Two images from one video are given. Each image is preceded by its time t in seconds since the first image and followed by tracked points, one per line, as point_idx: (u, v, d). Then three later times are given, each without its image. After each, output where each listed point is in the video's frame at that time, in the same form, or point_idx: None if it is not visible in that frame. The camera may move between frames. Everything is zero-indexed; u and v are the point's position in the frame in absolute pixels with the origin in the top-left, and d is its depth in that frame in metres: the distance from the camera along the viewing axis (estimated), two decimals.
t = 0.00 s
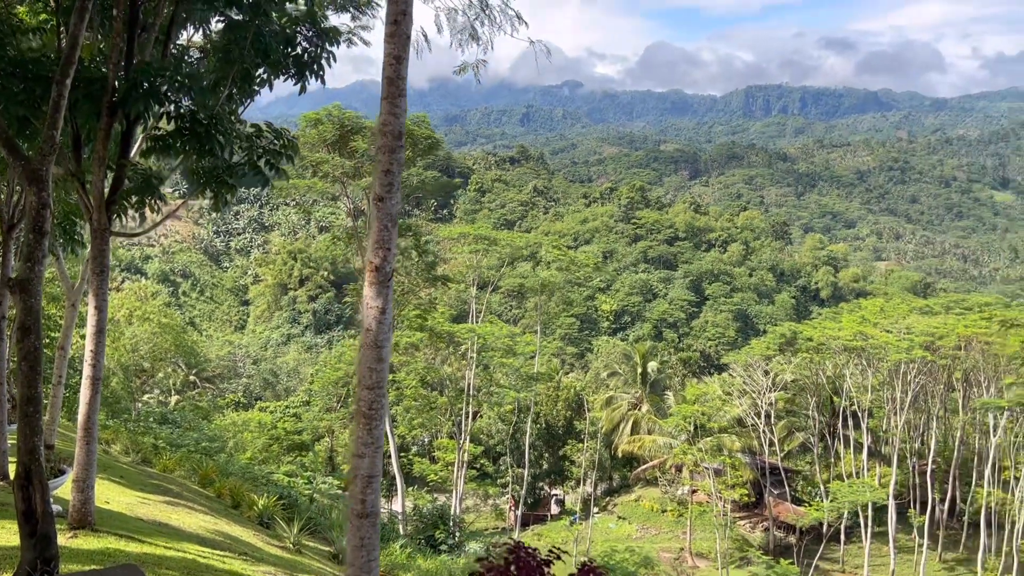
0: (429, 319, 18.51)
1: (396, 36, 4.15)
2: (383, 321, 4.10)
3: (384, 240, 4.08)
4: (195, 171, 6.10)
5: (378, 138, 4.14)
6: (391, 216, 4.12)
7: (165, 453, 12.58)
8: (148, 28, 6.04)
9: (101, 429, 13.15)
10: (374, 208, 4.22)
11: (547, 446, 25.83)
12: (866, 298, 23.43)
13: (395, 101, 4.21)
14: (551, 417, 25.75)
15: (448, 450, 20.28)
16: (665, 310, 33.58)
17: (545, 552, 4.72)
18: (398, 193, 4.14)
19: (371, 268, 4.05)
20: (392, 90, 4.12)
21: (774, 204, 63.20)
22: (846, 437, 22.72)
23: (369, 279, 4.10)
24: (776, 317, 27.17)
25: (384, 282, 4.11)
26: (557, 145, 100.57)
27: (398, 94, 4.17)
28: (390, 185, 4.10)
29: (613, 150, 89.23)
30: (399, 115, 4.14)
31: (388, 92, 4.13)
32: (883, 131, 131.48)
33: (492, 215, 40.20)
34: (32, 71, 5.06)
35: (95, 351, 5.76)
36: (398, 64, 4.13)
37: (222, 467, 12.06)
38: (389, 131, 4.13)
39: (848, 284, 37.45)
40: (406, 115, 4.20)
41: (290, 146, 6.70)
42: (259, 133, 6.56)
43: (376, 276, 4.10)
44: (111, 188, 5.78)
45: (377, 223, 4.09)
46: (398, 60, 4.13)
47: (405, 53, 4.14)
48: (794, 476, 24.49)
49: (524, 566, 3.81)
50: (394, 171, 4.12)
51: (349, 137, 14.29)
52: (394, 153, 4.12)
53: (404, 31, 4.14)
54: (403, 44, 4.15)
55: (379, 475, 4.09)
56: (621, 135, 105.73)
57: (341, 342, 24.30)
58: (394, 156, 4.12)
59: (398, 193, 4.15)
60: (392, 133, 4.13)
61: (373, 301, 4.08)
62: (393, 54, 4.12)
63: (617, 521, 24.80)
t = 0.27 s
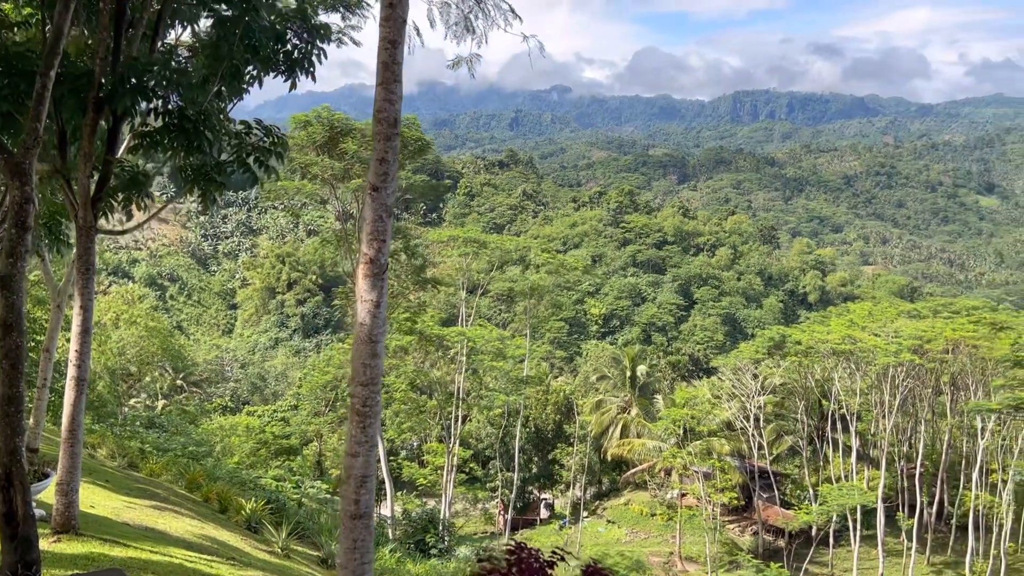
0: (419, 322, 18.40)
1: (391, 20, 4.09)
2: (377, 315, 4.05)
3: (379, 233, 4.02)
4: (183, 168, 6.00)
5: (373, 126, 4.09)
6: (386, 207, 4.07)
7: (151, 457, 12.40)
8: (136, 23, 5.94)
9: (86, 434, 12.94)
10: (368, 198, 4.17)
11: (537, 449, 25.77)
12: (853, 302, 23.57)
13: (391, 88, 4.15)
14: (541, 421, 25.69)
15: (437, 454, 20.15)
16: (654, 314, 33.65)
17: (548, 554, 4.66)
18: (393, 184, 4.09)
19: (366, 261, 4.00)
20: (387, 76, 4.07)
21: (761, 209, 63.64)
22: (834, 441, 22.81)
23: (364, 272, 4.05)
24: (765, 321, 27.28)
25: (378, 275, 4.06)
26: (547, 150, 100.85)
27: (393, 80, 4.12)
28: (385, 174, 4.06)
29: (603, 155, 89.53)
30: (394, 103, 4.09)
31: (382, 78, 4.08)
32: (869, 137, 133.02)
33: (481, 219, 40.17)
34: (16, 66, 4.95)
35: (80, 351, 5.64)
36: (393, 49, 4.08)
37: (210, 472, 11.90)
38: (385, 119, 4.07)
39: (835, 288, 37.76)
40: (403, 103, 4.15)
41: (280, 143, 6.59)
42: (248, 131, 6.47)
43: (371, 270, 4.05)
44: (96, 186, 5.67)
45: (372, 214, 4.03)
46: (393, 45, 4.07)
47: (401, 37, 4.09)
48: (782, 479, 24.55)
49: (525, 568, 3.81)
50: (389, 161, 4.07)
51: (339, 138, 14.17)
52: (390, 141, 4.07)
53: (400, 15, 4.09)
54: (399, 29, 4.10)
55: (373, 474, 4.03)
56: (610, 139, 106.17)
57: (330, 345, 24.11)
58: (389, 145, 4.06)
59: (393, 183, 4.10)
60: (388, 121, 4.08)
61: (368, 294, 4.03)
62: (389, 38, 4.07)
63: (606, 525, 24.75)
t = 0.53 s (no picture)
0: (406, 328, 18.28)
1: (391, 16, 4.07)
2: (375, 321, 4.00)
3: (378, 236, 3.99)
4: (170, 171, 5.91)
5: (372, 126, 4.07)
6: (385, 210, 4.04)
7: (135, 464, 12.18)
8: (122, 23, 5.84)
9: (68, 440, 12.70)
10: (367, 201, 4.14)
11: (523, 455, 25.68)
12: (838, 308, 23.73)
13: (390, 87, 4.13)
14: (527, 427, 25.64)
15: (424, 461, 20.00)
16: (640, 320, 33.71)
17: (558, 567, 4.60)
18: (393, 186, 4.07)
19: (364, 264, 3.96)
20: (387, 73, 4.05)
21: (746, 215, 64.19)
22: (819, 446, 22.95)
23: (362, 276, 4.03)
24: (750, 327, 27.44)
25: (377, 279, 4.03)
26: (533, 156, 101.17)
27: (393, 79, 4.10)
28: (384, 176, 4.04)
29: (589, 161, 89.89)
30: (393, 102, 4.07)
31: (382, 76, 4.06)
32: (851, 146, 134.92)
33: (468, 225, 40.12)
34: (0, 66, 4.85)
35: (64, 358, 5.52)
36: (393, 46, 4.06)
37: (195, 479, 11.72)
38: (384, 118, 4.06)
39: (819, 295, 38.09)
40: (401, 102, 4.13)
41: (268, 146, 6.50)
42: (235, 134, 6.38)
43: (369, 274, 4.02)
44: (81, 189, 5.56)
45: (371, 217, 4.00)
46: (393, 41, 4.06)
47: (400, 34, 4.08)
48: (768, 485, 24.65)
49: None
50: (389, 163, 4.05)
51: (326, 143, 14.04)
52: (389, 141, 4.04)
53: (400, 12, 4.08)
54: (398, 25, 4.09)
55: (371, 484, 3.98)
56: (596, 146, 106.73)
57: (315, 352, 23.90)
58: (388, 144, 4.04)
59: (392, 184, 4.08)
60: (388, 121, 4.06)
61: (367, 299, 4.00)
62: (388, 35, 4.06)
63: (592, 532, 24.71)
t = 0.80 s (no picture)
0: (394, 330, 18.18)
1: (395, 11, 4.06)
2: (377, 325, 3.97)
3: (380, 237, 3.96)
4: (160, 171, 5.83)
5: (374, 123, 4.04)
6: (388, 209, 4.02)
7: (121, 467, 12.03)
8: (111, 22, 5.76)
9: (52, 444, 12.50)
10: (368, 200, 4.11)
11: (511, 458, 25.65)
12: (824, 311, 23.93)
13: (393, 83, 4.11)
14: (515, 429, 25.63)
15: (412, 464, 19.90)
16: (627, 322, 33.80)
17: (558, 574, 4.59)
18: (396, 186, 4.05)
19: (366, 266, 3.93)
20: (390, 70, 4.03)
21: (733, 218, 64.67)
22: (806, 448, 23.09)
23: (364, 278, 3.99)
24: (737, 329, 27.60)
25: (379, 282, 3.99)
26: (521, 158, 101.37)
27: (396, 75, 4.08)
28: (388, 175, 4.01)
29: (577, 163, 90.14)
30: (396, 99, 4.05)
31: (385, 73, 4.04)
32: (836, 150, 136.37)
33: (455, 227, 40.05)
34: None
35: (51, 361, 5.42)
36: (396, 42, 4.04)
37: (182, 483, 11.58)
38: (387, 116, 4.04)
39: (804, 297, 38.43)
40: (404, 100, 4.11)
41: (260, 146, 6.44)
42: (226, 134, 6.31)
43: (371, 275, 3.99)
44: (68, 190, 5.47)
45: (373, 217, 3.98)
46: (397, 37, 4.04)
47: (403, 30, 4.07)
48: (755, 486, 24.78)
49: None
50: (392, 162, 4.02)
51: (314, 144, 13.92)
52: (391, 139, 4.02)
53: (403, 8, 4.07)
54: (401, 21, 4.08)
55: (372, 492, 3.95)
56: (583, 149, 107.08)
57: (303, 354, 23.73)
58: (391, 143, 4.02)
59: (395, 183, 4.06)
60: (391, 118, 4.04)
61: (369, 301, 3.97)
62: (391, 30, 4.05)
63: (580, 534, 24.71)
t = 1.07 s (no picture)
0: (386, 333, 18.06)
1: (399, 7, 4.04)
2: (380, 328, 3.93)
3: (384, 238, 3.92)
4: (152, 171, 5.76)
5: (378, 122, 4.01)
6: (391, 208, 3.98)
7: (109, 471, 11.87)
8: (103, 20, 5.69)
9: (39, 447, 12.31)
10: (372, 200, 4.08)
11: (502, 461, 25.55)
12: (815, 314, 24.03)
13: (397, 80, 4.09)
14: (506, 432, 25.55)
15: (403, 467, 19.77)
16: (619, 325, 33.80)
17: None
18: (400, 185, 4.01)
19: (369, 267, 3.89)
20: (395, 67, 4.01)
21: (723, 222, 64.94)
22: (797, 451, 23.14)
23: (367, 280, 3.95)
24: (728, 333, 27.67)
25: (382, 284, 3.96)
26: (512, 161, 101.49)
27: (399, 72, 4.05)
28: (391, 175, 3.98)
29: (568, 166, 90.27)
30: (400, 96, 4.02)
31: (389, 70, 4.01)
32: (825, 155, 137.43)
33: (447, 229, 39.95)
34: None
35: (41, 363, 5.34)
36: (401, 38, 4.02)
37: (171, 486, 11.44)
38: (391, 113, 4.01)
39: (794, 301, 38.57)
40: (409, 97, 4.09)
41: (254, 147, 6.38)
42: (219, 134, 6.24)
43: (374, 277, 3.95)
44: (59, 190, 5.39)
45: (377, 218, 3.95)
46: (401, 33, 4.02)
47: (407, 26, 4.04)
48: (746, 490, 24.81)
49: None
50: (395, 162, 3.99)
51: (306, 145, 13.81)
52: (396, 137, 3.99)
53: (408, 4, 4.05)
54: (406, 16, 4.05)
55: (374, 499, 3.91)
56: (574, 152, 107.29)
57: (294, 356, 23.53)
58: (396, 141, 3.98)
59: (398, 183, 4.03)
60: (395, 115, 4.01)
61: (372, 303, 3.93)
62: (396, 26, 4.02)
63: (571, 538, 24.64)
